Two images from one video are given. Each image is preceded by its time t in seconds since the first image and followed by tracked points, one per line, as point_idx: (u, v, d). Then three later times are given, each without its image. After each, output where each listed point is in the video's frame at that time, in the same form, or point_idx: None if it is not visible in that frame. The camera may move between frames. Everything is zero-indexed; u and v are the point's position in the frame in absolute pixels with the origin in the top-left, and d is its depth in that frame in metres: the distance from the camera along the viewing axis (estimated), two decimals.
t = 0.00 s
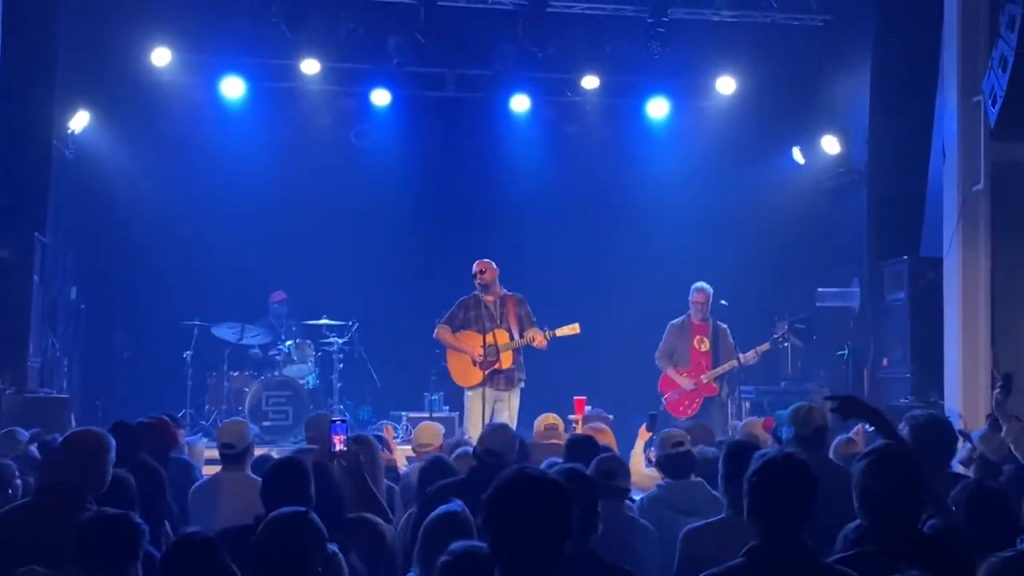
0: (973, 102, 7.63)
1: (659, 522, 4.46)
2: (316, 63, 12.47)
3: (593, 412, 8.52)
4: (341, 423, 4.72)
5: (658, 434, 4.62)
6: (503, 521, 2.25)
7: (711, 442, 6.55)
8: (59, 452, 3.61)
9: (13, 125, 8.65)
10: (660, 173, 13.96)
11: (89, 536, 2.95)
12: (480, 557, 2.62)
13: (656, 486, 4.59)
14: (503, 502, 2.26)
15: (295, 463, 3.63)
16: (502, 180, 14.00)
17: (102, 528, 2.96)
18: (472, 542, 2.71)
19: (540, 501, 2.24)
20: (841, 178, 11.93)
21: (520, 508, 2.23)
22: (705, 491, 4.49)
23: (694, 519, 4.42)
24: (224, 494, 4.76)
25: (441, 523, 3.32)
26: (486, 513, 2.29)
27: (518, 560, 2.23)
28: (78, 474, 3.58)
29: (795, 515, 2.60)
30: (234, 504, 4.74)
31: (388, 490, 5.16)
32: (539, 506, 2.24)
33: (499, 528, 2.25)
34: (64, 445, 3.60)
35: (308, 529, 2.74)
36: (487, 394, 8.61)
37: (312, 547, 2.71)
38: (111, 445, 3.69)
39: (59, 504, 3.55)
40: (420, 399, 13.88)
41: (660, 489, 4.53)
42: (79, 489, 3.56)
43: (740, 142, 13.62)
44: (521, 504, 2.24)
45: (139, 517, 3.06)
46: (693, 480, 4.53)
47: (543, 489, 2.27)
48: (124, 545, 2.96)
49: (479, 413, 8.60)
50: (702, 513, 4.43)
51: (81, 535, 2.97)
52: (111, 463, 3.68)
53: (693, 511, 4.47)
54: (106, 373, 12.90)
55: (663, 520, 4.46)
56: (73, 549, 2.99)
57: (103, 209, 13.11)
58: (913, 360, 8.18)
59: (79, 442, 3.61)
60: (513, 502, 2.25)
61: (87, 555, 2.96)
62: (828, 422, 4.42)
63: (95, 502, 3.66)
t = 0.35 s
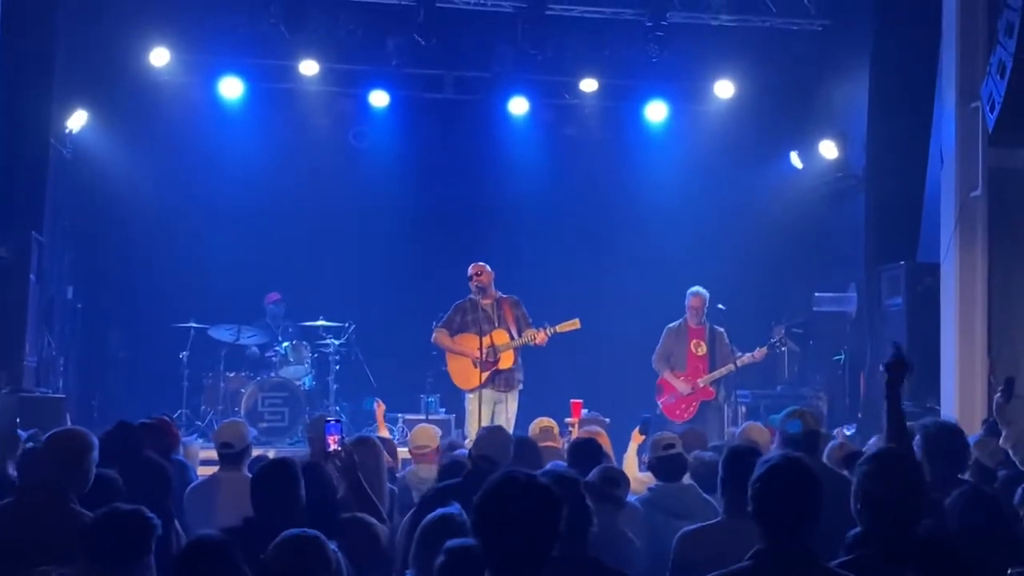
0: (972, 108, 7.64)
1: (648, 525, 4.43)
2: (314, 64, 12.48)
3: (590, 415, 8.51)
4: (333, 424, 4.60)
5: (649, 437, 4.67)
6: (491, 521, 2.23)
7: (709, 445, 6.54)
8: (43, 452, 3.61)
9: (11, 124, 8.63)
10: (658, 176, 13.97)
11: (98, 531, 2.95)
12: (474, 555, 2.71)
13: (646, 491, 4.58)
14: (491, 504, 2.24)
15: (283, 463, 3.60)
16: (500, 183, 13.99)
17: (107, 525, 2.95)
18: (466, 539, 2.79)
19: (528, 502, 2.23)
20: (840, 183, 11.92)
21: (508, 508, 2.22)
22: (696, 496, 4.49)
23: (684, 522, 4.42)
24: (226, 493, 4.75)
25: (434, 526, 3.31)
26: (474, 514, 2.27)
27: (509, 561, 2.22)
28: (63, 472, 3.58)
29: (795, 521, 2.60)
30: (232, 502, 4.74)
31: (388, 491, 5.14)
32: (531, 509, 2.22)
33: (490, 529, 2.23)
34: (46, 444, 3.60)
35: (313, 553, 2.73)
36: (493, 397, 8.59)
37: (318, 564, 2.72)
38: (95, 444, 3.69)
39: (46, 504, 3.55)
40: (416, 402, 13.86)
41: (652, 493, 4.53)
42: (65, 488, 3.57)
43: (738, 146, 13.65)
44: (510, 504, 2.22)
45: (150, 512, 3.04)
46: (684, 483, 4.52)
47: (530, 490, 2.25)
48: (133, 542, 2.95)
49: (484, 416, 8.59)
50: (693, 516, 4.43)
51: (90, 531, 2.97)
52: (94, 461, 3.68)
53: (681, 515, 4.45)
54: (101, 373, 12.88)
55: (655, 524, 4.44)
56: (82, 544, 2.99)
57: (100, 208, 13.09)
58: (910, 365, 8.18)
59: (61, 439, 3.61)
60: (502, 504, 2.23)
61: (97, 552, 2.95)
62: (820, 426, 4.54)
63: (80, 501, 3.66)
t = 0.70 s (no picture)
0: (973, 110, 7.64)
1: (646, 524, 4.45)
2: (315, 59, 12.46)
3: (588, 414, 8.51)
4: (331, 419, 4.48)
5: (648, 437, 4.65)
6: (488, 520, 2.22)
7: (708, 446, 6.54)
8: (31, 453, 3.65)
9: (10, 117, 8.60)
10: (658, 177, 13.96)
11: (111, 526, 2.94)
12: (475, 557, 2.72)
13: (645, 491, 4.60)
14: (487, 503, 2.23)
15: (279, 458, 3.59)
16: (500, 182, 13.98)
17: (120, 523, 2.94)
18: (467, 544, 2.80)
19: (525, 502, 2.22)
20: (840, 184, 11.91)
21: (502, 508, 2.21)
22: (693, 494, 4.50)
23: (680, 522, 4.42)
24: (228, 488, 4.75)
25: (431, 525, 3.30)
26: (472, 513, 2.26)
27: (506, 561, 2.20)
28: (51, 468, 3.63)
29: (802, 520, 2.61)
30: (232, 498, 4.73)
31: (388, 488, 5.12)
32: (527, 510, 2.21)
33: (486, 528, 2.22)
34: (38, 438, 3.64)
35: (325, 556, 2.77)
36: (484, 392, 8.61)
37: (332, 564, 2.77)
38: (85, 438, 3.74)
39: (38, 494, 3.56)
40: (413, 399, 13.86)
41: (651, 493, 4.55)
42: (56, 479, 3.61)
43: (738, 147, 13.66)
44: (510, 503, 2.21)
45: (168, 509, 3.03)
46: (682, 481, 4.54)
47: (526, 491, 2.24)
48: (147, 538, 2.94)
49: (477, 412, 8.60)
50: (689, 516, 4.44)
51: (103, 529, 2.95)
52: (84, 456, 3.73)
53: (677, 514, 4.46)
54: (99, 368, 12.86)
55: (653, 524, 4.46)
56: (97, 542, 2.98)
57: (98, 203, 13.06)
58: (908, 367, 8.17)
59: (52, 433, 3.66)
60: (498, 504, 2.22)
61: (109, 548, 2.94)
62: (816, 428, 4.56)
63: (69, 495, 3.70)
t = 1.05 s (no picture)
0: (976, 109, 7.62)
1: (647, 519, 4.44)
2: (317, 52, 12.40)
3: (587, 409, 8.50)
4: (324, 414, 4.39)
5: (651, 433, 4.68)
6: (496, 516, 2.20)
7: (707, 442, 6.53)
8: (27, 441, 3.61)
9: (9, 107, 8.57)
10: (659, 172, 13.95)
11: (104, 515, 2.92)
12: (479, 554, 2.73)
13: (646, 485, 4.57)
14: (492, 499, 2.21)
15: (284, 448, 3.57)
16: (501, 176, 13.96)
17: (115, 509, 2.92)
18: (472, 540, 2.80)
19: (532, 503, 2.19)
20: (841, 182, 11.88)
21: (507, 507, 2.19)
22: (693, 489, 4.48)
23: (680, 517, 4.41)
24: (222, 477, 4.72)
25: (432, 520, 3.24)
26: (479, 508, 2.24)
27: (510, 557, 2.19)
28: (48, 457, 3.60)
29: (807, 523, 2.60)
30: (225, 489, 4.70)
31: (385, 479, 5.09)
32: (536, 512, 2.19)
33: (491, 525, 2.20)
34: (33, 429, 3.60)
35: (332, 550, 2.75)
36: (475, 386, 8.56)
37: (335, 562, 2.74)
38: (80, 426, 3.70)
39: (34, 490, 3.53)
40: (412, 392, 13.85)
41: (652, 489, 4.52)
42: (53, 469, 3.58)
43: (739, 144, 13.65)
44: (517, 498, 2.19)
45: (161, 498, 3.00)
46: (682, 477, 4.52)
47: (534, 489, 2.21)
48: (137, 525, 2.92)
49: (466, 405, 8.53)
50: (687, 511, 4.43)
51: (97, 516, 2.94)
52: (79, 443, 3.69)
53: (677, 509, 4.45)
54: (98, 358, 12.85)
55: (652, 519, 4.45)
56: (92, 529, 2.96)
57: (98, 192, 13.03)
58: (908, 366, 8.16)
59: (46, 422, 3.61)
60: (507, 503, 2.20)
61: (102, 536, 2.93)
62: (811, 424, 4.56)
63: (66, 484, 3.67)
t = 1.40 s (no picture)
0: (979, 105, 7.61)
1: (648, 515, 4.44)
2: (319, 41, 12.35)
3: (585, 402, 8.49)
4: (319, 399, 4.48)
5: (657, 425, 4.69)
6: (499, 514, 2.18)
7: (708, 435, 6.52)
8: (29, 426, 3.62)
9: (12, 93, 8.54)
10: (659, 165, 13.95)
11: (90, 504, 2.88)
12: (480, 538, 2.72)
13: (647, 478, 4.56)
14: (495, 492, 2.20)
15: (301, 438, 3.57)
16: (501, 168, 13.95)
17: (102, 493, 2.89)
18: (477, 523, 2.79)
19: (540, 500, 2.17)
20: (843, 176, 11.86)
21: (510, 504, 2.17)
22: (694, 483, 4.48)
23: (682, 510, 4.41)
24: (214, 464, 4.70)
25: (440, 507, 3.22)
26: (483, 504, 2.22)
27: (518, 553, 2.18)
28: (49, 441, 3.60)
29: (814, 517, 2.62)
30: (217, 476, 4.68)
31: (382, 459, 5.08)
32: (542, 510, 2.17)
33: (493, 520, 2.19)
34: (36, 417, 3.61)
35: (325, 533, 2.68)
36: (464, 377, 8.58)
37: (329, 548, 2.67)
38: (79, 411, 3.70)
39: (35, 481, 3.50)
40: (411, 382, 13.85)
41: (653, 481, 4.51)
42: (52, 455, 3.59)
43: (740, 138, 13.64)
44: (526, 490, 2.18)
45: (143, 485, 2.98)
46: (683, 471, 4.51)
47: (542, 485, 2.19)
48: (122, 515, 2.89)
49: (457, 397, 8.56)
50: (690, 505, 4.43)
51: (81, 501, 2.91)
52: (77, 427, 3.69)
53: (679, 503, 4.45)
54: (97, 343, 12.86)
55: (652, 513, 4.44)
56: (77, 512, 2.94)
57: (97, 179, 13.01)
58: (908, 362, 8.16)
59: (47, 407, 3.63)
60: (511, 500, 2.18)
61: (87, 523, 2.90)
62: (810, 418, 4.55)
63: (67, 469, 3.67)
